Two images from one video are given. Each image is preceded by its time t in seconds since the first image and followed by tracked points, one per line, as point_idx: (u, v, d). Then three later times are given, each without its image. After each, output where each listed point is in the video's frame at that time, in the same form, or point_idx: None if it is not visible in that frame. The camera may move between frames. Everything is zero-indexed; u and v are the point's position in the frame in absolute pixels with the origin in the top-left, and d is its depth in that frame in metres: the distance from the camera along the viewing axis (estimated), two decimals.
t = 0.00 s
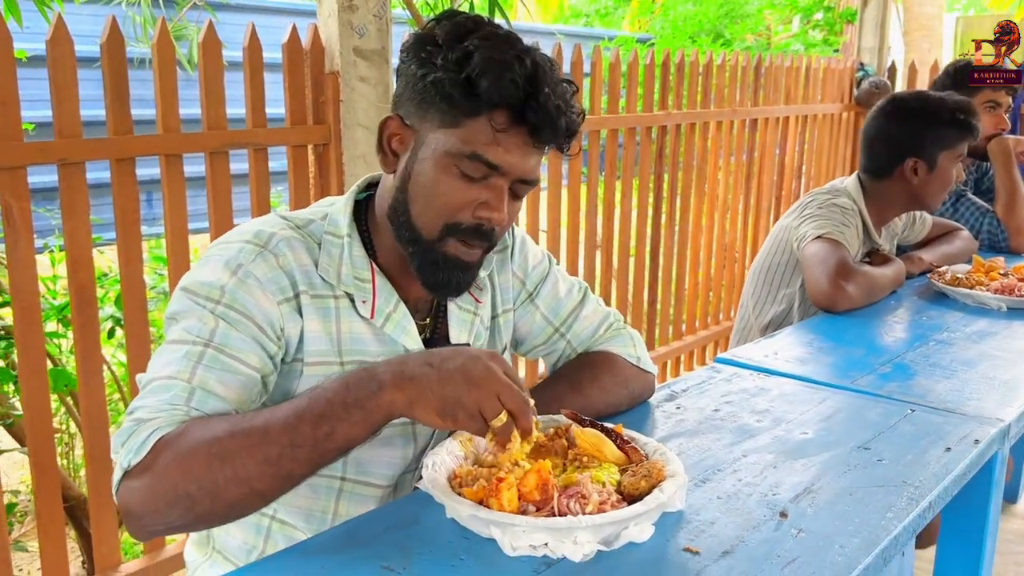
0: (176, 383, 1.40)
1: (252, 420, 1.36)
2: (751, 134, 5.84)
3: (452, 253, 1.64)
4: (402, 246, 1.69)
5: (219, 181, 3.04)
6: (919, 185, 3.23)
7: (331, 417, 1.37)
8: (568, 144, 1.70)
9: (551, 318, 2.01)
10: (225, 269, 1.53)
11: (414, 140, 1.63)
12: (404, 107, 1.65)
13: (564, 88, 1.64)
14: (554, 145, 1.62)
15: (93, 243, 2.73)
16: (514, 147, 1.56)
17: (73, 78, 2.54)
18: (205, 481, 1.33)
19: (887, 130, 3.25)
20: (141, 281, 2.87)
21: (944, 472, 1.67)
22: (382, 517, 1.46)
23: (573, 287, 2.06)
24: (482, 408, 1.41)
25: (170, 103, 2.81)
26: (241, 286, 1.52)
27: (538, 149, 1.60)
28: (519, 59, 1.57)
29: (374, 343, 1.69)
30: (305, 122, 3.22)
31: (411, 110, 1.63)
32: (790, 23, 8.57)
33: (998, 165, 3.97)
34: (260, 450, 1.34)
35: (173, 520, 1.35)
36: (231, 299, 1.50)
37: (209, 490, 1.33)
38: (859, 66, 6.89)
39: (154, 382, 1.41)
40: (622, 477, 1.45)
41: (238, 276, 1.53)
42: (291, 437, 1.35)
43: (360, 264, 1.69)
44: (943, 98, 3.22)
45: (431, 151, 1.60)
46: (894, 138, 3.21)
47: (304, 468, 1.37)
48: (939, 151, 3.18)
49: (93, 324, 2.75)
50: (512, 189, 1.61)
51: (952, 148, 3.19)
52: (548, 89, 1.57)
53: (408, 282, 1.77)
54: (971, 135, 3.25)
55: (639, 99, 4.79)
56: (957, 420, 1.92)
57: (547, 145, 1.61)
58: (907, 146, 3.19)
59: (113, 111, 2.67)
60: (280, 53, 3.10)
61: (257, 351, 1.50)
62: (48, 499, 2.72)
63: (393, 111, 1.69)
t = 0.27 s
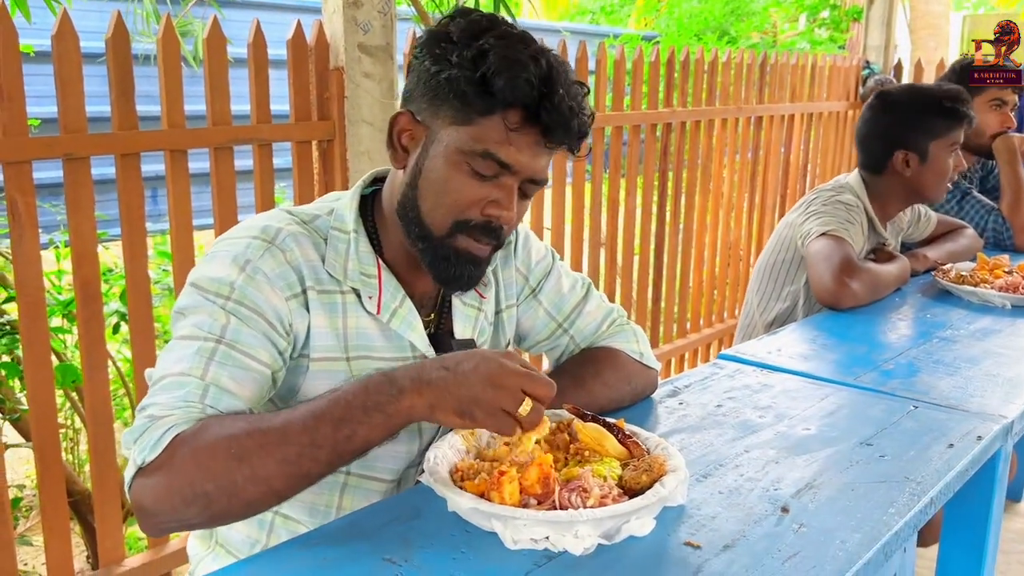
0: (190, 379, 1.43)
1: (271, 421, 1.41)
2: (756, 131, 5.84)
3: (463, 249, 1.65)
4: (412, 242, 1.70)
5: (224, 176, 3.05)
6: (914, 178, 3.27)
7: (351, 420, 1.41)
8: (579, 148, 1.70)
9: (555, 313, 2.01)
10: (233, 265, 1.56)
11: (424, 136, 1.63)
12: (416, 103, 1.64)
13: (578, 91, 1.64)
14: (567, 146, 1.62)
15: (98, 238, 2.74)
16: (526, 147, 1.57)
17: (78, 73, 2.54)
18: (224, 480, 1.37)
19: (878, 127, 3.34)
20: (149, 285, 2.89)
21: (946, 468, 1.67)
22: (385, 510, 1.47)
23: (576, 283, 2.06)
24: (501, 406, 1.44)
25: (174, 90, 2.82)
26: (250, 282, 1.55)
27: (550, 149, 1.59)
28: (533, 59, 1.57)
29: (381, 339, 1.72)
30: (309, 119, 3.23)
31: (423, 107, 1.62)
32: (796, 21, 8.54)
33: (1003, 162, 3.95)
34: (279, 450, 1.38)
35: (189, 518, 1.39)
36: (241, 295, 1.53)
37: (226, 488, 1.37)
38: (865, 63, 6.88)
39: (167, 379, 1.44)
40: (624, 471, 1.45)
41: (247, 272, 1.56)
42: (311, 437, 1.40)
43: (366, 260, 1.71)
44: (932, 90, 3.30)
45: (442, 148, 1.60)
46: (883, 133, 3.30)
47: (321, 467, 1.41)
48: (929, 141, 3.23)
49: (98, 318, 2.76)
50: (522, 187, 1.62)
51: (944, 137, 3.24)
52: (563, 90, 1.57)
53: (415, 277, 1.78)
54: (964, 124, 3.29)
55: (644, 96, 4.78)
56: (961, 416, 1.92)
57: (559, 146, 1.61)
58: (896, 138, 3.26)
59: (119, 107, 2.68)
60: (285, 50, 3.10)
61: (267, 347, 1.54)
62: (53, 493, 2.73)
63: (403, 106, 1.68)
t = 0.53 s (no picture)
0: (190, 371, 1.43)
1: (272, 415, 1.42)
2: (759, 129, 5.83)
3: (468, 248, 1.67)
4: (417, 241, 1.71)
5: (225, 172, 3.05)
6: (909, 174, 3.28)
7: (353, 414, 1.43)
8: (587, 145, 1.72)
9: (557, 310, 2.00)
10: (237, 258, 1.56)
11: (432, 134, 1.65)
12: (424, 100, 1.66)
13: (587, 91, 1.67)
14: (575, 145, 1.64)
15: (99, 233, 2.73)
16: (535, 145, 1.59)
17: (80, 69, 2.54)
18: (223, 471, 1.37)
19: (872, 123, 3.35)
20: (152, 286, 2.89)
21: (950, 467, 1.66)
22: (388, 506, 1.46)
23: (580, 280, 2.05)
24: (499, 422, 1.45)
25: (177, 87, 2.81)
26: (253, 275, 1.55)
27: (558, 148, 1.62)
28: (544, 58, 1.59)
29: (383, 334, 1.72)
30: (311, 115, 3.22)
31: (431, 105, 1.64)
32: (798, 19, 8.53)
33: (1008, 162, 3.93)
34: (281, 442, 1.39)
35: (187, 510, 1.38)
36: (244, 288, 1.53)
37: (225, 479, 1.37)
38: (867, 62, 6.87)
39: (167, 370, 1.44)
40: (627, 469, 1.45)
41: (250, 265, 1.56)
42: (312, 430, 1.40)
43: (370, 256, 1.71)
44: (924, 85, 3.30)
45: (451, 145, 1.62)
46: (876, 130, 3.31)
47: (321, 461, 1.42)
48: (922, 135, 3.24)
49: (99, 314, 2.75)
50: (529, 186, 1.64)
51: (937, 132, 3.24)
52: (573, 90, 1.59)
53: (420, 275, 1.80)
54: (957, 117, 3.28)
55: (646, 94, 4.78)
56: (963, 416, 1.92)
57: (567, 145, 1.63)
58: (889, 135, 3.27)
59: (121, 102, 2.67)
60: (287, 46, 3.10)
61: (268, 341, 1.54)
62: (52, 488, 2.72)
63: (410, 103, 1.70)
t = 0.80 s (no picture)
0: (181, 365, 1.39)
1: (256, 408, 1.36)
2: (757, 128, 5.84)
3: (462, 236, 1.61)
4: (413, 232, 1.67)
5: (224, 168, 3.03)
6: (909, 172, 3.27)
7: (339, 404, 1.37)
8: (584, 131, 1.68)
9: (559, 309, 1.99)
10: (236, 254, 1.53)
11: (428, 123, 1.63)
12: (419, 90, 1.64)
13: (580, 78, 1.64)
14: (569, 130, 1.60)
15: (97, 230, 2.72)
16: (527, 128, 1.55)
17: (79, 64, 2.53)
18: (209, 463, 1.32)
19: (870, 122, 3.35)
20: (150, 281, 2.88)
21: (953, 467, 1.66)
22: (389, 506, 1.45)
23: (582, 279, 2.04)
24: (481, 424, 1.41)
25: (176, 86, 2.80)
26: (251, 271, 1.52)
27: (551, 133, 1.58)
28: (534, 42, 1.57)
29: (384, 332, 1.70)
30: (311, 111, 3.21)
31: (425, 93, 1.62)
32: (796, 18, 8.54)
33: (1011, 161, 3.92)
34: (265, 435, 1.33)
35: (175, 503, 1.33)
36: (240, 284, 1.50)
37: (211, 472, 1.32)
38: (866, 61, 6.89)
39: (159, 364, 1.40)
40: (630, 467, 1.45)
41: (249, 261, 1.53)
42: (298, 421, 1.35)
43: (372, 253, 1.69)
44: (922, 83, 3.30)
45: (443, 130, 1.59)
46: (874, 129, 3.31)
47: (308, 453, 1.36)
48: (921, 133, 3.23)
49: (97, 311, 2.74)
50: (524, 171, 1.58)
51: (935, 129, 3.24)
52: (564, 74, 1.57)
53: (419, 271, 1.77)
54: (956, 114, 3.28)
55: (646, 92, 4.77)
56: (965, 415, 1.91)
57: (559, 131, 1.59)
58: (887, 133, 3.27)
59: (119, 98, 2.66)
60: (286, 42, 3.08)
61: (263, 338, 1.50)
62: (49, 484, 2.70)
63: (408, 98, 1.69)
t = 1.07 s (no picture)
0: (185, 364, 1.39)
1: (262, 406, 1.35)
2: (752, 126, 5.84)
3: (446, 226, 1.59)
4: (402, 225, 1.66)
5: (220, 162, 3.01)
6: (906, 170, 3.28)
7: (345, 403, 1.35)
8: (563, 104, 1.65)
9: (558, 305, 1.98)
10: (235, 250, 1.52)
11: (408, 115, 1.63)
12: (399, 85, 1.64)
13: (553, 50, 1.60)
14: (545, 107, 1.57)
15: (92, 225, 2.70)
16: (500, 109, 1.53)
17: (74, 58, 2.50)
18: (213, 463, 1.31)
19: (868, 118, 3.35)
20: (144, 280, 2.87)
21: (954, 464, 1.66)
22: (391, 502, 1.44)
23: (580, 275, 2.03)
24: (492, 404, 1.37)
25: (171, 78, 2.78)
26: (251, 267, 1.51)
27: (527, 110, 1.55)
28: (498, 20, 1.54)
29: (384, 328, 1.68)
30: (307, 106, 3.19)
31: (404, 87, 1.62)
32: (790, 15, 8.54)
33: (1005, 158, 3.95)
34: (271, 435, 1.32)
35: (181, 503, 1.33)
36: (240, 280, 1.49)
37: (216, 472, 1.31)
38: (860, 59, 6.89)
39: (162, 363, 1.39)
40: (633, 465, 1.44)
41: (248, 257, 1.52)
42: (304, 421, 1.33)
43: (371, 249, 1.68)
44: (922, 80, 3.30)
45: (422, 122, 1.59)
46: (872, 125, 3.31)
47: (314, 454, 1.35)
48: (920, 131, 3.23)
49: (92, 306, 2.72)
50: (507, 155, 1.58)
51: (934, 127, 3.23)
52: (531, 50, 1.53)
53: (414, 263, 1.75)
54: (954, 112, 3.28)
55: (642, 88, 4.76)
56: (965, 412, 1.91)
57: (536, 107, 1.56)
58: (886, 130, 3.27)
59: (114, 91, 2.63)
60: (283, 36, 3.06)
61: (265, 334, 1.50)
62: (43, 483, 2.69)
63: (391, 93, 1.70)
